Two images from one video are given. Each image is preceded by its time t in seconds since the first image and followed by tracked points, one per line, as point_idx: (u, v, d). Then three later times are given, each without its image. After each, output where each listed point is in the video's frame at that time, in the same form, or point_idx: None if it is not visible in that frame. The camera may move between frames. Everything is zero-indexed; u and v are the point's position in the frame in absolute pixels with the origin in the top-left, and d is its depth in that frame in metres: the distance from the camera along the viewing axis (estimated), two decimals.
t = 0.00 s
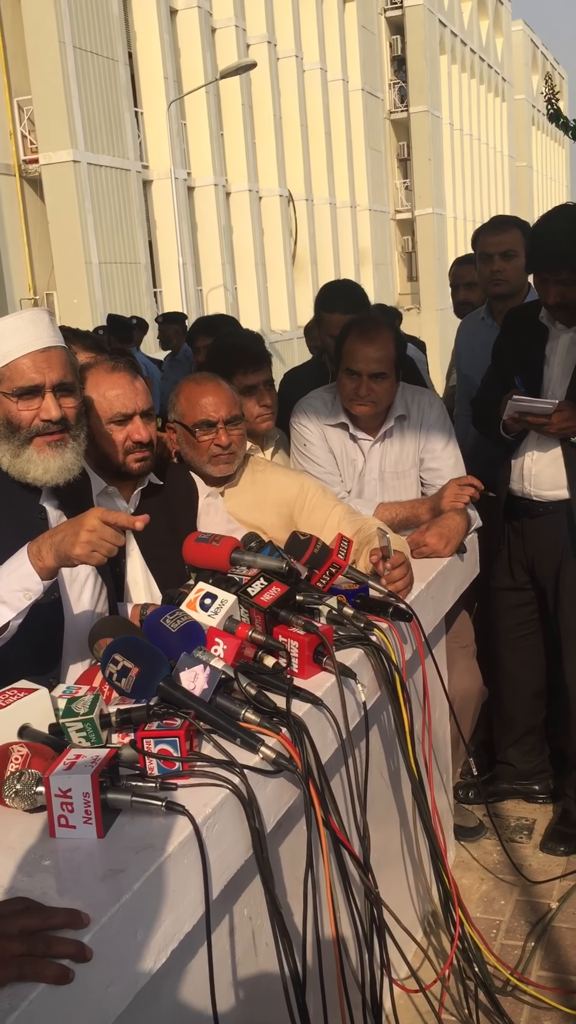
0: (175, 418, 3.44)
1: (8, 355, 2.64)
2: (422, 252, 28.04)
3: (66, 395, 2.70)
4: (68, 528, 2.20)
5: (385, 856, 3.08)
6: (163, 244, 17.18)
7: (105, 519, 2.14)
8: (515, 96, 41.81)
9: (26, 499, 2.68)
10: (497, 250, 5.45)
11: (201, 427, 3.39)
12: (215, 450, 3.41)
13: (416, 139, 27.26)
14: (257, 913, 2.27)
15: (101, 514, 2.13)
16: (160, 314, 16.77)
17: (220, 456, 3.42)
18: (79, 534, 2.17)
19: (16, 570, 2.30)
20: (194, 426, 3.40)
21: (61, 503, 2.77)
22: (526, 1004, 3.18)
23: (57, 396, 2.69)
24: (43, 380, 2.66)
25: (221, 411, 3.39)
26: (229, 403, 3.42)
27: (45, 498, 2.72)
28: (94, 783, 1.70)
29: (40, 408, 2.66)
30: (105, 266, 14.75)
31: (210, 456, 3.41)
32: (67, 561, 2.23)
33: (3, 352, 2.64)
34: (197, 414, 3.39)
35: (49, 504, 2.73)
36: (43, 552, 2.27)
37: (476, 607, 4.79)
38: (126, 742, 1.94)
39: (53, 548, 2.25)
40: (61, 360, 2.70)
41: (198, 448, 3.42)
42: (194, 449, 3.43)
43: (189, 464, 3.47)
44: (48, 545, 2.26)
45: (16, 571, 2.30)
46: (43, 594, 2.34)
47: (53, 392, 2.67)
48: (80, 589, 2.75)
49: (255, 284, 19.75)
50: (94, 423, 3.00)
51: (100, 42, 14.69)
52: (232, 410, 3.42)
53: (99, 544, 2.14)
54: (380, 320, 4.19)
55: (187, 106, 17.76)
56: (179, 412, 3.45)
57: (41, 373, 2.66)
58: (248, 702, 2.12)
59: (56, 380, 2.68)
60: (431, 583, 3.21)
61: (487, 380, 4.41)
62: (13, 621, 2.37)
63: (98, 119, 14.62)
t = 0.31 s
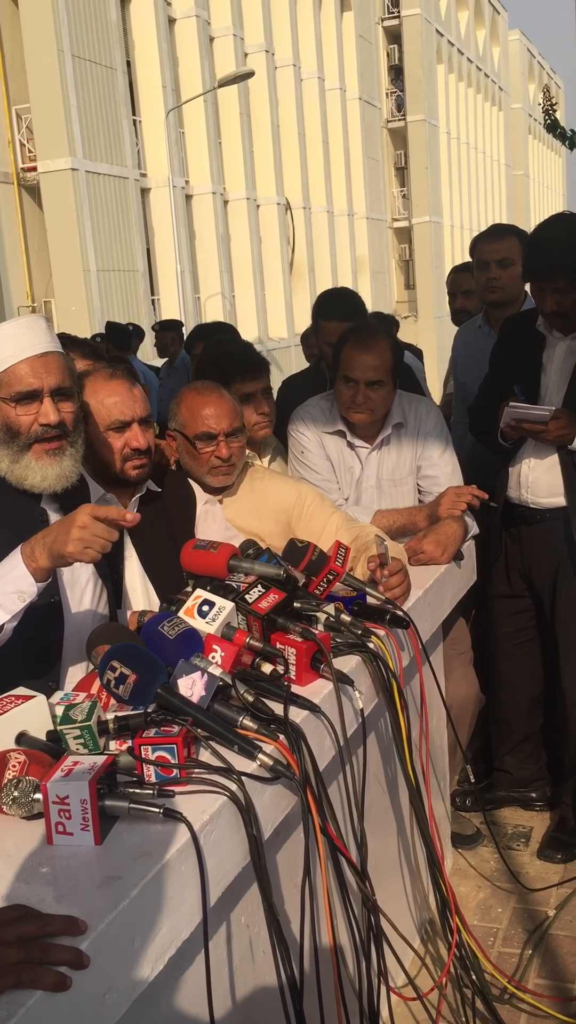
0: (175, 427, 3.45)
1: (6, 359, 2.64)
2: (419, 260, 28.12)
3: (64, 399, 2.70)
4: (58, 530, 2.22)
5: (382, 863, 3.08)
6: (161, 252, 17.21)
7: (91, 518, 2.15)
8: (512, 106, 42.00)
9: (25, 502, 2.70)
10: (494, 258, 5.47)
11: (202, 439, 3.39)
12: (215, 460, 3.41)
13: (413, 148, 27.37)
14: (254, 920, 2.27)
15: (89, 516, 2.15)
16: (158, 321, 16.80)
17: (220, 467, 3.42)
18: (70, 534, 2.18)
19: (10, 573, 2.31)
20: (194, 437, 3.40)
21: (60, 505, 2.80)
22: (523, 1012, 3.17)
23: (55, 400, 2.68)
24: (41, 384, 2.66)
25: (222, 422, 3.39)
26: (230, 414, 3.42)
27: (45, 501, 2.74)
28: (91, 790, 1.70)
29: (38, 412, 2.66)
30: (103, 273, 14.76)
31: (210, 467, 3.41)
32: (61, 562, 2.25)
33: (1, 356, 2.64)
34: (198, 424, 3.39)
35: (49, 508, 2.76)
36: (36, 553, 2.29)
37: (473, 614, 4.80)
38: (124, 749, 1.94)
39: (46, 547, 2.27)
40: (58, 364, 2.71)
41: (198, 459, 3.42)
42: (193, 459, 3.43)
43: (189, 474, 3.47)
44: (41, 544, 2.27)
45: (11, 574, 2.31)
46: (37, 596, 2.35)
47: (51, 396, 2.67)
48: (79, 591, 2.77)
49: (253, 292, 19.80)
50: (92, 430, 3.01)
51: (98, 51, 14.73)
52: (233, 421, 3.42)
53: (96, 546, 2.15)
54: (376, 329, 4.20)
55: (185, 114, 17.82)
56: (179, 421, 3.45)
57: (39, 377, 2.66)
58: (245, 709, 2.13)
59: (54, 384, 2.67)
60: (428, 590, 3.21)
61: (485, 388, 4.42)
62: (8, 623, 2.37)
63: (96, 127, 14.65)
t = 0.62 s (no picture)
0: (178, 431, 3.45)
1: (14, 367, 2.67)
2: (418, 267, 28.18)
3: (71, 407, 2.71)
4: None
5: (382, 870, 3.07)
6: (161, 259, 17.24)
7: None
8: (510, 113, 42.13)
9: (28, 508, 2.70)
10: (494, 264, 5.49)
11: (204, 442, 3.40)
12: (216, 465, 3.42)
13: (412, 155, 27.44)
14: (254, 927, 2.26)
15: None
16: (157, 327, 16.82)
17: (221, 472, 3.43)
18: None
19: None
20: (197, 441, 3.40)
21: (64, 516, 2.79)
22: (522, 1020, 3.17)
23: (62, 408, 2.70)
24: (48, 392, 2.68)
25: (225, 427, 3.39)
26: (233, 419, 3.43)
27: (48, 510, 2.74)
28: (92, 795, 1.70)
29: (44, 420, 2.68)
30: (102, 279, 14.78)
31: (212, 471, 3.42)
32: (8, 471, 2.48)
33: (8, 364, 2.68)
34: (200, 428, 3.40)
35: (53, 517, 2.76)
36: None
37: (472, 620, 4.80)
38: (124, 754, 1.94)
39: (1, 478, 2.39)
40: (66, 373, 2.72)
41: (200, 463, 3.42)
42: (196, 464, 3.43)
43: (191, 479, 3.48)
44: None
45: None
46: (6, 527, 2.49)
47: (58, 404, 2.69)
48: (81, 603, 2.74)
49: (252, 298, 19.82)
50: (95, 436, 3.02)
51: (98, 58, 14.77)
52: (236, 426, 3.42)
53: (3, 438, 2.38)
54: (375, 336, 4.21)
55: (185, 121, 17.86)
56: (182, 426, 3.45)
57: (47, 384, 2.68)
58: (245, 715, 2.13)
59: (60, 392, 2.69)
60: (428, 596, 3.22)
61: (484, 394, 4.43)
62: None
63: (96, 133, 14.68)
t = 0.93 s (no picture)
0: (182, 433, 3.45)
1: (17, 370, 2.66)
2: (420, 270, 28.20)
3: (75, 410, 2.71)
4: (86, 580, 2.17)
5: (384, 873, 3.07)
6: (163, 263, 17.27)
7: (130, 572, 2.07)
8: (513, 117, 42.19)
9: (32, 512, 2.72)
10: (499, 267, 5.49)
11: (210, 444, 3.40)
12: (221, 469, 3.42)
13: (415, 158, 27.47)
14: (256, 930, 2.26)
15: (119, 571, 2.08)
16: (160, 330, 16.85)
17: (226, 476, 3.43)
18: (99, 588, 2.12)
19: (28, 611, 2.31)
20: (202, 444, 3.40)
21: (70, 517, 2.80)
22: None
23: (66, 411, 2.69)
24: (51, 394, 2.67)
25: (230, 430, 3.40)
26: (238, 422, 3.43)
27: (53, 513, 2.75)
28: (95, 798, 1.70)
29: (48, 423, 2.68)
30: (105, 283, 14.80)
31: (216, 474, 3.42)
32: (82, 610, 2.22)
33: (12, 366, 2.67)
34: (206, 430, 3.40)
35: (58, 520, 2.76)
36: (60, 599, 2.26)
37: (474, 624, 4.80)
38: (127, 758, 1.95)
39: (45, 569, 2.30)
40: (70, 375, 2.72)
41: (205, 466, 3.42)
42: (200, 466, 3.44)
43: (195, 482, 3.48)
44: (66, 594, 2.24)
45: (29, 614, 2.31)
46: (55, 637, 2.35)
47: (61, 407, 2.68)
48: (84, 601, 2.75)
49: (254, 302, 19.85)
50: (99, 440, 3.02)
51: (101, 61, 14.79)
52: (241, 429, 3.43)
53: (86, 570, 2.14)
54: (378, 339, 4.21)
55: (188, 124, 17.88)
56: (187, 428, 3.45)
57: (50, 387, 2.67)
58: (248, 718, 2.13)
59: (64, 394, 2.68)
60: (430, 600, 3.22)
61: (486, 398, 4.43)
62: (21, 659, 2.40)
63: (99, 137, 14.70)
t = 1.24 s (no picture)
0: (185, 434, 3.45)
1: (21, 373, 2.67)
2: (423, 272, 28.20)
3: (79, 413, 2.72)
4: (90, 575, 2.17)
5: (385, 875, 3.07)
6: (167, 264, 17.30)
7: (134, 566, 2.07)
8: (517, 119, 42.19)
9: (36, 513, 2.73)
10: (502, 269, 5.49)
11: (213, 446, 3.40)
12: (224, 470, 3.42)
13: (419, 160, 27.48)
14: (257, 931, 2.26)
15: (123, 565, 2.09)
16: (163, 332, 16.86)
17: (228, 477, 3.43)
18: (104, 582, 2.12)
19: (30, 607, 2.31)
20: (205, 446, 3.40)
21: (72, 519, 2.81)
22: None
23: (70, 413, 2.70)
24: (56, 397, 2.68)
25: (233, 432, 3.40)
26: (241, 424, 3.43)
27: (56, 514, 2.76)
28: (96, 799, 1.70)
29: (52, 425, 2.68)
30: (108, 284, 14.81)
31: (219, 475, 3.42)
32: (85, 604, 2.22)
33: (17, 370, 2.67)
34: (209, 432, 3.40)
35: (61, 522, 2.78)
36: (62, 595, 2.27)
37: (477, 626, 4.80)
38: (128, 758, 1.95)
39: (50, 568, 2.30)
40: (74, 378, 2.73)
41: (208, 467, 3.42)
42: (203, 467, 3.44)
43: (197, 483, 3.48)
44: (68, 590, 2.25)
45: (31, 610, 2.31)
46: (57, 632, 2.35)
47: (65, 410, 2.69)
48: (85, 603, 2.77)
49: (257, 303, 19.87)
50: (101, 442, 3.02)
51: (105, 63, 14.81)
52: (244, 431, 3.43)
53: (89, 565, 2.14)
54: (380, 341, 4.22)
55: (192, 126, 17.89)
56: (190, 430, 3.45)
57: (54, 390, 2.68)
58: (250, 719, 2.13)
59: (68, 397, 2.69)
60: (432, 601, 3.22)
61: (488, 400, 4.43)
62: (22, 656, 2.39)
63: (103, 139, 14.72)
